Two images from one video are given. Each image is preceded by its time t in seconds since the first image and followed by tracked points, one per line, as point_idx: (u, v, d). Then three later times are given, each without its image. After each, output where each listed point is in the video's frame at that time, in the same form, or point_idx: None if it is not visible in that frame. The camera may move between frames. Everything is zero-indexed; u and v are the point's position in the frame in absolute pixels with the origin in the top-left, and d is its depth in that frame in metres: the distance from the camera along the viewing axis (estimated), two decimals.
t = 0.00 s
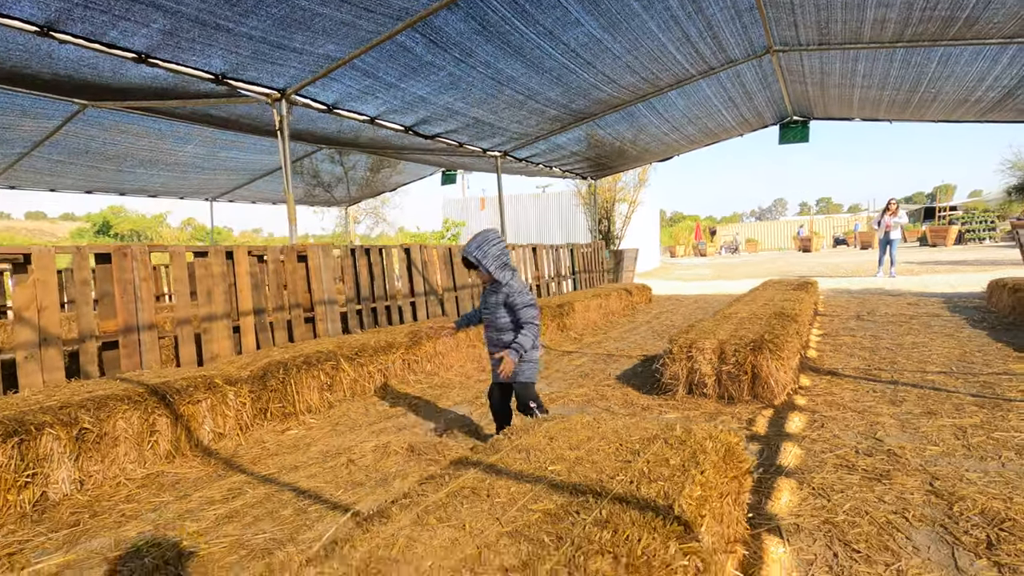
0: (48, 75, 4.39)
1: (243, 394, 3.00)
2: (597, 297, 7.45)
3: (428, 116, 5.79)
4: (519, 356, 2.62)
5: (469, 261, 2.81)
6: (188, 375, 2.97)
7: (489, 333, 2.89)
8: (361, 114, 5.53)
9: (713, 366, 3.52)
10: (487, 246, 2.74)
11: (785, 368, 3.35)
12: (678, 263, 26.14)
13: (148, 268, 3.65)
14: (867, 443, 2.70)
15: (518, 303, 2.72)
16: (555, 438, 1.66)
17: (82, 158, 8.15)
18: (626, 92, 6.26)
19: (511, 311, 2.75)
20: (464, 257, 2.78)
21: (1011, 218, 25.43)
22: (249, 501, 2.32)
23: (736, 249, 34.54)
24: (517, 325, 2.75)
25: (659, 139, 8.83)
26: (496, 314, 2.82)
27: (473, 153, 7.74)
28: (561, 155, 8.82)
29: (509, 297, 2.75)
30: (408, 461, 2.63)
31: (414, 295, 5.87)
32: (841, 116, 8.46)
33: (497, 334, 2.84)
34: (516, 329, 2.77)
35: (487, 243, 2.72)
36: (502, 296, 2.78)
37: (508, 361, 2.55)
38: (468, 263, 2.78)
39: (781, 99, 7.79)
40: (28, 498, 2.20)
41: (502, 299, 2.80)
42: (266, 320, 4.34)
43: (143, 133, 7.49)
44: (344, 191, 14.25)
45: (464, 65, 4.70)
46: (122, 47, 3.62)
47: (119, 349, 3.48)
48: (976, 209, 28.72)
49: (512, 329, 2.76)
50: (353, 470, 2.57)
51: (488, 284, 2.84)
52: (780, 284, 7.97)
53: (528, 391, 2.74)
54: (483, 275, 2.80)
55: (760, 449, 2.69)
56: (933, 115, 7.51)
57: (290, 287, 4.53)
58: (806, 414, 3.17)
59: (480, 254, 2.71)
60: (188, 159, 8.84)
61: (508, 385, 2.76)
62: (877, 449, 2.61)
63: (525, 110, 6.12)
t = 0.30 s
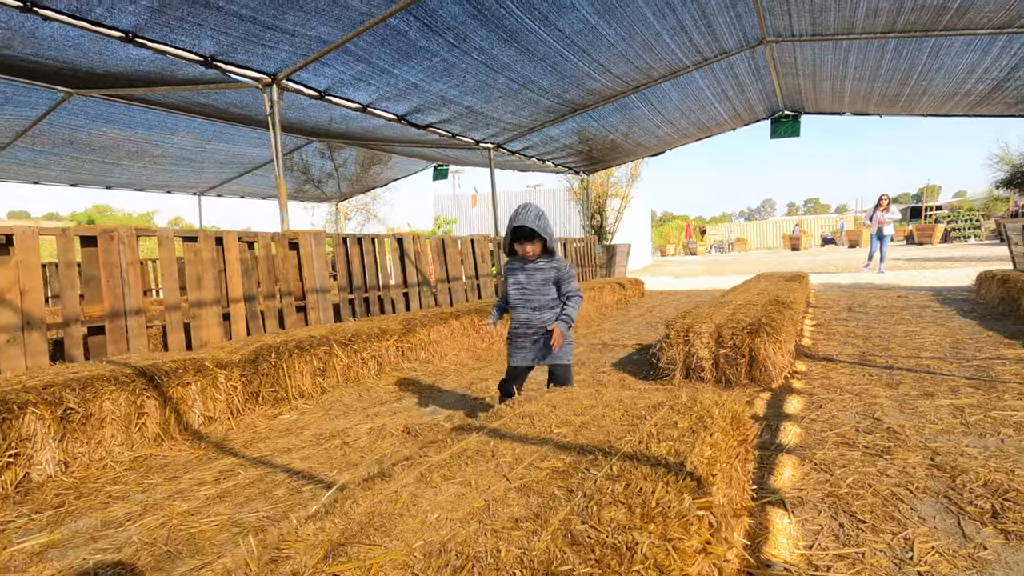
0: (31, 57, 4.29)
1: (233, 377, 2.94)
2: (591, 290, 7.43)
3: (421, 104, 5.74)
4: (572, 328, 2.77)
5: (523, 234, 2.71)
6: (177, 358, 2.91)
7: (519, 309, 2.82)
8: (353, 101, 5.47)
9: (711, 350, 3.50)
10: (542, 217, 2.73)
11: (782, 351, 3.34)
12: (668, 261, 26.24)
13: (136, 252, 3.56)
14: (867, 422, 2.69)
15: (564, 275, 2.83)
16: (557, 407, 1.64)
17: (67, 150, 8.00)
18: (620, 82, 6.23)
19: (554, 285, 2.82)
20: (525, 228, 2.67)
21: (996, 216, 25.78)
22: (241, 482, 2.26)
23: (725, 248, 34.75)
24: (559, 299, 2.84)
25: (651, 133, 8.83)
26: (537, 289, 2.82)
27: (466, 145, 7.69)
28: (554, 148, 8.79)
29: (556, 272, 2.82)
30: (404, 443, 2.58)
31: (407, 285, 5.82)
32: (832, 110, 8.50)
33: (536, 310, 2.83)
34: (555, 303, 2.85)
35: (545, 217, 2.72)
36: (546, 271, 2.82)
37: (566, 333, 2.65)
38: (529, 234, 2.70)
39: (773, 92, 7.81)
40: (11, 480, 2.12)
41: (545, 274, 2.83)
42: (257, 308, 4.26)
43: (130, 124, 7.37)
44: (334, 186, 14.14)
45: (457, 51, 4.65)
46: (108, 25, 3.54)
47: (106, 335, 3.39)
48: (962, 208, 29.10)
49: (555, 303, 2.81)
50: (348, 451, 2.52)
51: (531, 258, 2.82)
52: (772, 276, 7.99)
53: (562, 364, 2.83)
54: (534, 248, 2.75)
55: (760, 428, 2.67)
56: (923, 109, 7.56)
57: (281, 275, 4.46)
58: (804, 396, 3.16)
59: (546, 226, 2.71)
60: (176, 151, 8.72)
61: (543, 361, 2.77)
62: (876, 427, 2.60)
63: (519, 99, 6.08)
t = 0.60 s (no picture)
0: (14, 50, 4.23)
1: (217, 369, 2.91)
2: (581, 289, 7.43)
3: (410, 101, 5.73)
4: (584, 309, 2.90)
5: (565, 209, 2.71)
6: (159, 350, 2.87)
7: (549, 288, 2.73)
8: (342, 97, 5.45)
9: (699, 342, 3.51)
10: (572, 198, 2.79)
11: (770, 342, 3.34)
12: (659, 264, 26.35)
13: (118, 245, 3.52)
14: (853, 411, 2.70)
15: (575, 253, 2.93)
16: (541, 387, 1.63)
17: (52, 148, 7.91)
18: (609, 80, 6.25)
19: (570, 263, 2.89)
20: (570, 202, 2.70)
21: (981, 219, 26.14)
22: (223, 472, 2.22)
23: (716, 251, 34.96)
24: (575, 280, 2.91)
25: (641, 133, 8.87)
26: (563, 269, 2.83)
27: (456, 144, 7.68)
28: (544, 148, 8.81)
29: (576, 253, 2.90)
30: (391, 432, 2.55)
31: (396, 283, 5.79)
32: (819, 111, 8.59)
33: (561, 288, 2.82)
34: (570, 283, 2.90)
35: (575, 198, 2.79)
36: (570, 252, 2.86)
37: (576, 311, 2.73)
38: (570, 211, 2.73)
39: (761, 92, 7.87)
40: None
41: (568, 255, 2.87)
42: (243, 303, 4.22)
43: (116, 123, 7.30)
44: (324, 188, 14.09)
45: (446, 46, 4.64)
46: (92, 15, 3.51)
47: (87, 329, 3.34)
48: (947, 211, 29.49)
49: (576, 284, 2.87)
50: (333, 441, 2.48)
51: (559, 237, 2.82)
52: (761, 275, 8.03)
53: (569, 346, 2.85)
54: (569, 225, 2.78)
55: (747, 418, 2.67)
56: (908, 109, 7.66)
57: (268, 270, 4.42)
58: (792, 387, 3.17)
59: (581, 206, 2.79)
60: (163, 151, 8.64)
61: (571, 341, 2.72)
62: (863, 415, 2.61)
63: (508, 96, 6.08)
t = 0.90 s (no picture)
0: None
1: (195, 376, 2.87)
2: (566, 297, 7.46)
3: (395, 109, 5.75)
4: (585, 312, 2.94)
5: (581, 210, 2.69)
6: (136, 356, 2.83)
7: (567, 294, 2.69)
8: (326, 105, 5.46)
9: (680, 346, 3.54)
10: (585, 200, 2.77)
11: (749, 346, 3.39)
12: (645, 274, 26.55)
13: (96, 251, 3.47)
14: (831, 412, 2.74)
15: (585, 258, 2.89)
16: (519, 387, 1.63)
17: (31, 155, 7.80)
18: (593, 90, 6.34)
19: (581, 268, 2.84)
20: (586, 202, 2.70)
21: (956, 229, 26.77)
22: (199, 477, 2.19)
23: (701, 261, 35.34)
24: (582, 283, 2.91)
25: (625, 144, 8.98)
26: (577, 274, 2.81)
27: (441, 153, 7.71)
28: (529, 158, 8.88)
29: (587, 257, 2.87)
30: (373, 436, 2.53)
31: (381, 290, 5.77)
32: (798, 122, 8.77)
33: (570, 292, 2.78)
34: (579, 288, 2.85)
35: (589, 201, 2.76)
36: (583, 254, 2.84)
37: (582, 319, 2.76)
38: (587, 212, 2.71)
39: (742, 104, 8.02)
40: None
41: (580, 259, 2.84)
42: (224, 310, 4.18)
43: (97, 130, 7.22)
44: (310, 197, 14.03)
45: (430, 55, 4.68)
46: (72, 20, 3.50)
47: (63, 336, 3.29)
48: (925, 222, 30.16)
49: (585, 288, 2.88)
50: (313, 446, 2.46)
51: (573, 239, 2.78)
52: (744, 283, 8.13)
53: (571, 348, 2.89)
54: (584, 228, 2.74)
55: (727, 420, 2.69)
56: (883, 121, 7.85)
57: (250, 277, 4.39)
58: (772, 391, 3.20)
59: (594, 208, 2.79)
60: (146, 159, 8.56)
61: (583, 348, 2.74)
62: (839, 416, 2.65)
63: (493, 106, 6.14)
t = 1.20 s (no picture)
0: None
1: (155, 394, 2.79)
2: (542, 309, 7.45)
3: (370, 121, 5.72)
4: (609, 336, 2.63)
5: (591, 216, 2.46)
6: (92, 374, 2.73)
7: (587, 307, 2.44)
8: (299, 116, 5.40)
9: (652, 360, 3.55)
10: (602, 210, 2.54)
11: (719, 359, 3.43)
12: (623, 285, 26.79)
13: (54, 265, 3.36)
14: (798, 425, 2.76)
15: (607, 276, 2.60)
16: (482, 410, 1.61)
17: None
18: (568, 104, 6.39)
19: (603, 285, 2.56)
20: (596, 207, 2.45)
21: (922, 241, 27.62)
22: (154, 501, 2.11)
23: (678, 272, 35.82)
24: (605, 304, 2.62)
25: (601, 157, 9.08)
26: (600, 290, 2.53)
27: (417, 164, 7.69)
28: (506, 170, 8.91)
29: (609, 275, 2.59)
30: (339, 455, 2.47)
31: (354, 303, 5.69)
32: (769, 137, 8.97)
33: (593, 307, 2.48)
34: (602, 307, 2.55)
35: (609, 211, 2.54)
36: (605, 270, 2.56)
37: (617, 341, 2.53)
38: (599, 218, 2.48)
39: (714, 119, 8.18)
40: None
41: (602, 274, 2.57)
42: (190, 325, 4.07)
43: (62, 139, 7.03)
44: (285, 208, 13.85)
45: (405, 67, 4.68)
46: (32, 27, 3.40)
47: (16, 353, 3.16)
48: (892, 234, 31.09)
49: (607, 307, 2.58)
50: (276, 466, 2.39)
51: (592, 250, 2.52)
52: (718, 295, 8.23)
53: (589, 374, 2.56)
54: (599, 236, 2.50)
55: (697, 434, 2.69)
56: (850, 137, 8.08)
57: (218, 290, 4.29)
58: (742, 404, 3.23)
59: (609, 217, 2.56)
60: (113, 168, 8.36)
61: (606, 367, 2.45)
62: (806, 429, 2.68)
63: (468, 118, 6.15)
